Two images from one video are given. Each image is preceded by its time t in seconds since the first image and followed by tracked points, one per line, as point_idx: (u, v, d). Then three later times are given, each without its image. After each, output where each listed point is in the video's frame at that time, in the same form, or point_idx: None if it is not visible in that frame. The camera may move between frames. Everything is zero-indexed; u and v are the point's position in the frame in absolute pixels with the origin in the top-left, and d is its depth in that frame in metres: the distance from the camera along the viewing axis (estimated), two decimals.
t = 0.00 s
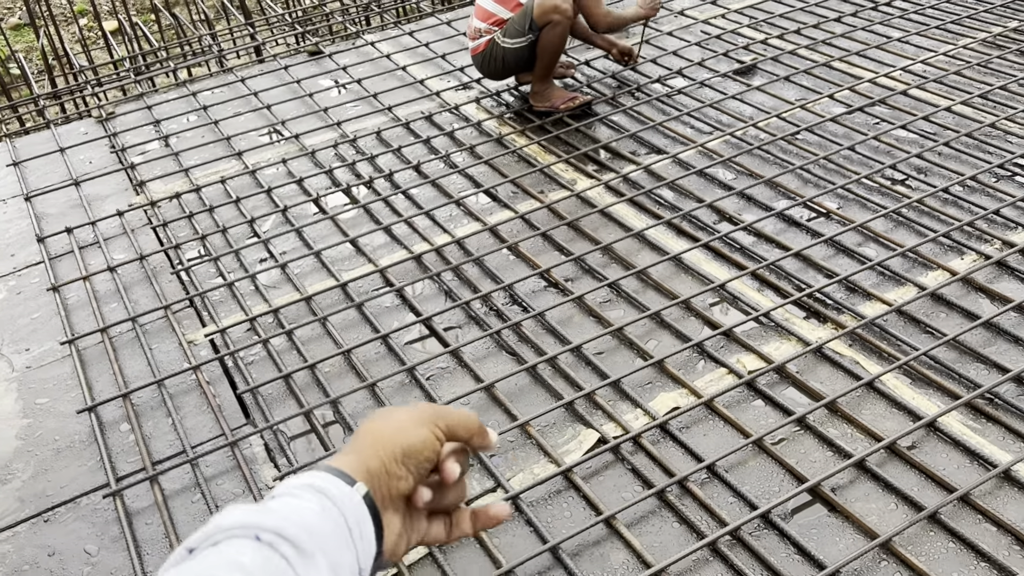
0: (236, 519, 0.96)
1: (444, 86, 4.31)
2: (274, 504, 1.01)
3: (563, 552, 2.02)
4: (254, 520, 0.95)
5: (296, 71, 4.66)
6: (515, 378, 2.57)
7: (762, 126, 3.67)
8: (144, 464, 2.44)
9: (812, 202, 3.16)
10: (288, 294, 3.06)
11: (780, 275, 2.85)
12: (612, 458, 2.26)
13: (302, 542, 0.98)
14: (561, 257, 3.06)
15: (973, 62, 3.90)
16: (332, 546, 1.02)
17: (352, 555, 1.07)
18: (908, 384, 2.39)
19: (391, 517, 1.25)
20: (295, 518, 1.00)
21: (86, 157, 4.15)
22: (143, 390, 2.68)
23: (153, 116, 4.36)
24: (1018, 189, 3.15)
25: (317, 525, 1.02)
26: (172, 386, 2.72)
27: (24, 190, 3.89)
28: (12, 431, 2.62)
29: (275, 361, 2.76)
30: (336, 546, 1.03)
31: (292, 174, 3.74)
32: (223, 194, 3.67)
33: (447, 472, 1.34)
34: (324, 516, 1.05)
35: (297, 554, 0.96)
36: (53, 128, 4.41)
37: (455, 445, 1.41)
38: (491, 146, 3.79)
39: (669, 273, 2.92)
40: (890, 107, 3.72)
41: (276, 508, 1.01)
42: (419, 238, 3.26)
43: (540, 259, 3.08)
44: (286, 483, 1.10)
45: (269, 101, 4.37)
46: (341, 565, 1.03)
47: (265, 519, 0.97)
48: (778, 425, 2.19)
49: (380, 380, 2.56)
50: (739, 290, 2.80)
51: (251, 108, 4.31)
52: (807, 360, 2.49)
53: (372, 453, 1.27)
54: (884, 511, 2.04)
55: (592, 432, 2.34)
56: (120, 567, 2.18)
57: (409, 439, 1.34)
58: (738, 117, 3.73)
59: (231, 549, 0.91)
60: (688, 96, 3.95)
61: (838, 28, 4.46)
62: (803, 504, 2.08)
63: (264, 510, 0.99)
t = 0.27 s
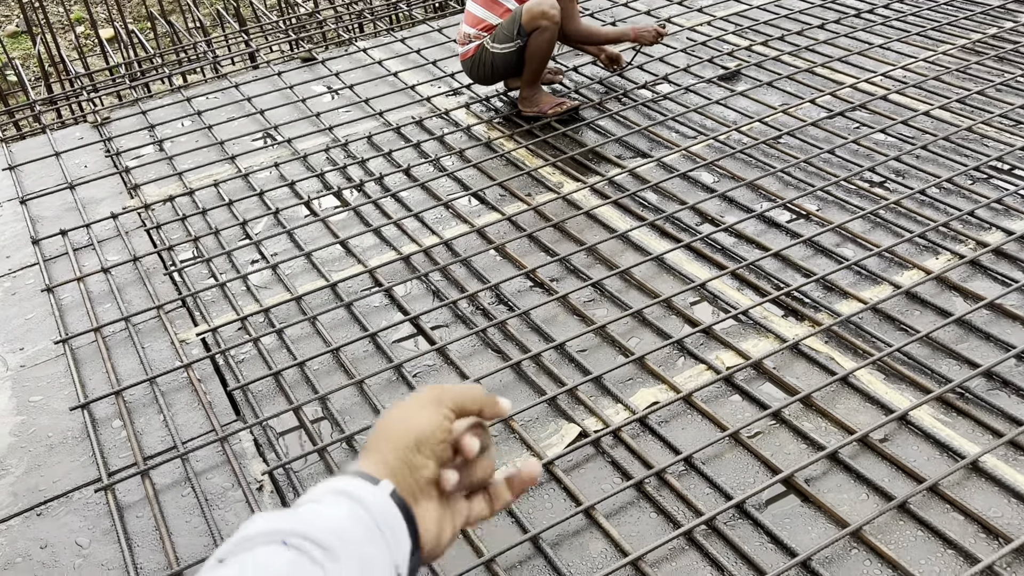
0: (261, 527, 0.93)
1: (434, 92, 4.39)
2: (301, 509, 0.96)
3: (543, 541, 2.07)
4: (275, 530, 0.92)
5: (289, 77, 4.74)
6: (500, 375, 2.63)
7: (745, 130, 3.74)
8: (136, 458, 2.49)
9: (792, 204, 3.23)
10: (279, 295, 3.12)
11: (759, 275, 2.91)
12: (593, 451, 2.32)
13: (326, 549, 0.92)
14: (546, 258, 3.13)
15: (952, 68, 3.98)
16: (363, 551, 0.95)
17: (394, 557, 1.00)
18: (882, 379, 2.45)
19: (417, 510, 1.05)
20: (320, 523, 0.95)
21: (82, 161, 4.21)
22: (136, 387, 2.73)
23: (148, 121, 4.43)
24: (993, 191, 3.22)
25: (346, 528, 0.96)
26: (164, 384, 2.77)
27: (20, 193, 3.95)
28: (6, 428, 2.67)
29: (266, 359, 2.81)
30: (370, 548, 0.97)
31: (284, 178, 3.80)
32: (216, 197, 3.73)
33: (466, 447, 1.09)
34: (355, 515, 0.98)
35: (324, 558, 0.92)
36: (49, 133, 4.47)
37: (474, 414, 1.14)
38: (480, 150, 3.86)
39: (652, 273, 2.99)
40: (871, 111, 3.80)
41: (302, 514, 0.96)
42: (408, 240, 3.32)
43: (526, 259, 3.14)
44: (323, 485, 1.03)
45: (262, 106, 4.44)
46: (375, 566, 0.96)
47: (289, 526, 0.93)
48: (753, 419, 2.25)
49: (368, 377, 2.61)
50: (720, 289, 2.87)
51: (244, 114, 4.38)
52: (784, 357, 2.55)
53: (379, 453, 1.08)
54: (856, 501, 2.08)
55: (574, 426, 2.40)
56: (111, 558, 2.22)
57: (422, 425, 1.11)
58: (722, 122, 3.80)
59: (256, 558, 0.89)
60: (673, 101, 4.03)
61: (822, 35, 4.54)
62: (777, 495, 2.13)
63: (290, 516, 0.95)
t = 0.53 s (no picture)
0: (316, 482, 0.90)
1: (428, 100, 4.47)
2: (357, 470, 0.94)
3: (526, 535, 2.13)
4: (334, 488, 0.89)
5: (286, 85, 4.82)
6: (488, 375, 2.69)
7: (732, 138, 3.82)
8: (131, 456, 2.55)
9: (776, 210, 3.30)
10: (273, 298, 3.19)
11: (743, 278, 2.98)
12: (577, 449, 2.38)
13: (381, 515, 0.91)
14: (535, 262, 3.20)
15: (935, 77, 4.07)
16: (410, 522, 0.94)
17: (427, 528, 0.99)
18: (859, 378, 2.51)
19: (455, 503, 1.10)
20: (375, 489, 0.93)
21: (81, 168, 4.28)
22: (132, 387, 2.80)
23: (147, 129, 4.50)
24: (973, 197, 3.29)
25: (399, 497, 0.95)
26: (160, 384, 2.83)
27: (21, 199, 4.02)
28: (6, 427, 2.73)
29: (260, 360, 2.88)
30: (411, 520, 0.95)
31: (280, 184, 3.88)
32: (213, 203, 3.80)
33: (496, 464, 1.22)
34: (406, 488, 0.96)
35: (377, 526, 0.90)
36: (50, 140, 4.55)
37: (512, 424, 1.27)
38: (472, 157, 3.94)
39: (638, 276, 3.06)
40: (855, 119, 3.87)
41: (358, 474, 0.93)
42: (400, 245, 3.39)
43: (515, 263, 3.21)
44: (372, 446, 1.01)
45: (259, 114, 4.52)
46: (414, 539, 0.95)
47: (348, 486, 0.91)
48: (732, 417, 2.31)
49: (359, 377, 2.68)
50: (704, 292, 2.94)
51: (242, 121, 4.46)
52: (765, 357, 2.62)
53: (444, 433, 1.11)
54: (830, 496, 2.14)
55: (559, 424, 2.47)
56: (107, 552, 2.28)
57: (481, 423, 1.17)
58: (710, 129, 3.88)
59: (313, 514, 0.86)
60: (662, 109, 4.11)
61: (809, 44, 4.63)
62: (754, 491, 2.19)
63: (345, 477, 0.92)
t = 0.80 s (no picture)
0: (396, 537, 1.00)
1: (426, 108, 4.54)
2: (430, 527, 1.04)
3: (516, 531, 2.18)
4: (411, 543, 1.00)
5: (286, 94, 4.89)
6: (481, 377, 2.74)
7: (724, 146, 3.88)
8: (131, 455, 2.60)
9: (766, 216, 3.36)
10: (272, 301, 3.25)
11: (732, 283, 3.04)
12: (567, 448, 2.43)
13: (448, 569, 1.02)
14: (529, 266, 3.26)
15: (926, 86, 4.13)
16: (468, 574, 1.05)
17: None
18: (844, 380, 2.56)
19: None
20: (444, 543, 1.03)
21: (84, 175, 4.35)
22: (132, 389, 2.85)
23: (149, 136, 4.57)
24: (960, 204, 3.35)
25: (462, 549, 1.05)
26: (160, 386, 2.89)
27: (25, 205, 4.09)
28: (8, 427, 2.79)
29: (257, 362, 2.93)
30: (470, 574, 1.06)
31: (280, 191, 3.94)
32: (213, 209, 3.86)
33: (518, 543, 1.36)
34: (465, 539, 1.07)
35: None
36: (54, 148, 4.62)
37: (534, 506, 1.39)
38: (469, 164, 4.00)
39: (629, 281, 3.11)
40: (846, 128, 3.94)
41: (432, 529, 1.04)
42: (397, 250, 3.45)
43: (509, 268, 3.27)
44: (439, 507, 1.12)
45: (260, 123, 4.59)
46: None
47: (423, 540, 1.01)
48: (718, 417, 2.36)
49: (354, 378, 2.73)
50: (694, 296, 3.00)
51: (243, 129, 4.53)
52: (752, 359, 2.67)
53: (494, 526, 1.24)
54: (813, 494, 2.19)
55: (550, 424, 2.52)
56: (106, 548, 2.33)
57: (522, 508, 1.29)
58: (703, 137, 3.95)
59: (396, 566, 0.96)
60: (656, 118, 4.17)
61: (802, 54, 4.70)
62: (739, 489, 2.23)
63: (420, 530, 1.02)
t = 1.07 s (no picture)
0: None
1: (428, 114, 4.58)
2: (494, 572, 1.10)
3: (514, 528, 2.20)
4: None
5: (290, 100, 4.94)
6: (481, 377, 2.77)
7: (723, 150, 3.92)
8: (135, 454, 2.63)
9: (764, 220, 3.39)
10: (274, 303, 3.28)
11: (730, 285, 3.06)
12: (565, 447, 2.46)
13: None
14: (529, 269, 3.29)
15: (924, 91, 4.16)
16: None
17: None
18: (840, 380, 2.59)
19: None
20: None
21: (90, 180, 4.39)
22: (137, 388, 2.88)
23: (154, 142, 4.62)
24: (957, 207, 3.37)
25: None
26: (164, 386, 2.92)
27: (31, 209, 4.13)
28: (14, 426, 2.82)
29: (260, 362, 2.97)
30: None
31: (283, 195, 3.98)
32: (217, 213, 3.91)
33: None
34: None
35: None
36: (60, 153, 4.67)
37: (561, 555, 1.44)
38: (470, 168, 4.04)
39: (628, 283, 3.14)
40: (844, 132, 3.97)
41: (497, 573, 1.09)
42: (399, 253, 3.49)
43: (510, 270, 3.30)
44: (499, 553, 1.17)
45: (264, 128, 4.64)
46: None
47: None
48: (715, 416, 2.39)
49: (356, 378, 2.77)
50: (692, 298, 3.02)
51: (246, 134, 4.58)
52: (750, 360, 2.70)
53: None
54: (809, 491, 2.21)
55: (548, 423, 2.55)
56: (110, 545, 2.36)
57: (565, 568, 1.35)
58: (702, 142, 3.98)
59: None
60: (656, 123, 4.21)
61: (802, 60, 4.73)
62: (736, 487, 2.25)
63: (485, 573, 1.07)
